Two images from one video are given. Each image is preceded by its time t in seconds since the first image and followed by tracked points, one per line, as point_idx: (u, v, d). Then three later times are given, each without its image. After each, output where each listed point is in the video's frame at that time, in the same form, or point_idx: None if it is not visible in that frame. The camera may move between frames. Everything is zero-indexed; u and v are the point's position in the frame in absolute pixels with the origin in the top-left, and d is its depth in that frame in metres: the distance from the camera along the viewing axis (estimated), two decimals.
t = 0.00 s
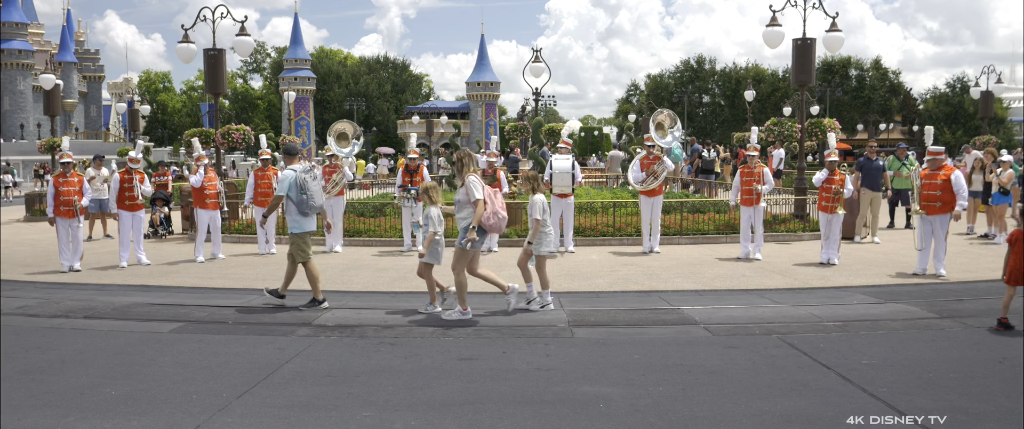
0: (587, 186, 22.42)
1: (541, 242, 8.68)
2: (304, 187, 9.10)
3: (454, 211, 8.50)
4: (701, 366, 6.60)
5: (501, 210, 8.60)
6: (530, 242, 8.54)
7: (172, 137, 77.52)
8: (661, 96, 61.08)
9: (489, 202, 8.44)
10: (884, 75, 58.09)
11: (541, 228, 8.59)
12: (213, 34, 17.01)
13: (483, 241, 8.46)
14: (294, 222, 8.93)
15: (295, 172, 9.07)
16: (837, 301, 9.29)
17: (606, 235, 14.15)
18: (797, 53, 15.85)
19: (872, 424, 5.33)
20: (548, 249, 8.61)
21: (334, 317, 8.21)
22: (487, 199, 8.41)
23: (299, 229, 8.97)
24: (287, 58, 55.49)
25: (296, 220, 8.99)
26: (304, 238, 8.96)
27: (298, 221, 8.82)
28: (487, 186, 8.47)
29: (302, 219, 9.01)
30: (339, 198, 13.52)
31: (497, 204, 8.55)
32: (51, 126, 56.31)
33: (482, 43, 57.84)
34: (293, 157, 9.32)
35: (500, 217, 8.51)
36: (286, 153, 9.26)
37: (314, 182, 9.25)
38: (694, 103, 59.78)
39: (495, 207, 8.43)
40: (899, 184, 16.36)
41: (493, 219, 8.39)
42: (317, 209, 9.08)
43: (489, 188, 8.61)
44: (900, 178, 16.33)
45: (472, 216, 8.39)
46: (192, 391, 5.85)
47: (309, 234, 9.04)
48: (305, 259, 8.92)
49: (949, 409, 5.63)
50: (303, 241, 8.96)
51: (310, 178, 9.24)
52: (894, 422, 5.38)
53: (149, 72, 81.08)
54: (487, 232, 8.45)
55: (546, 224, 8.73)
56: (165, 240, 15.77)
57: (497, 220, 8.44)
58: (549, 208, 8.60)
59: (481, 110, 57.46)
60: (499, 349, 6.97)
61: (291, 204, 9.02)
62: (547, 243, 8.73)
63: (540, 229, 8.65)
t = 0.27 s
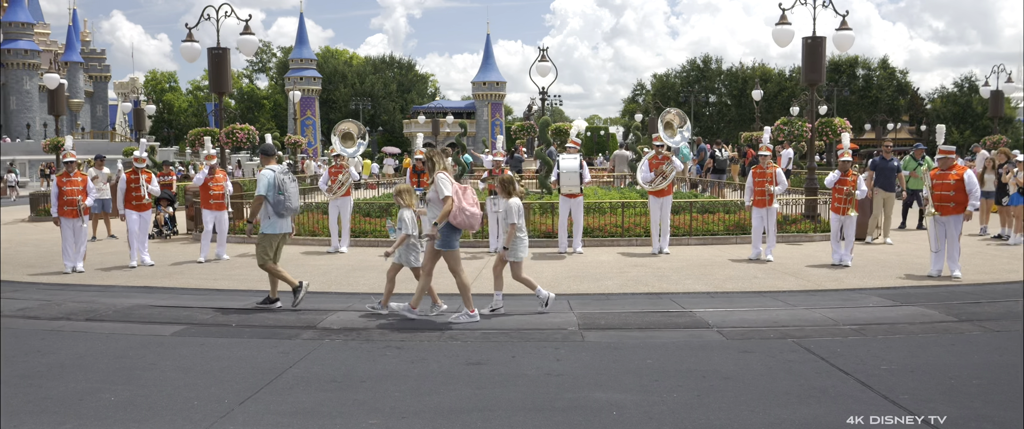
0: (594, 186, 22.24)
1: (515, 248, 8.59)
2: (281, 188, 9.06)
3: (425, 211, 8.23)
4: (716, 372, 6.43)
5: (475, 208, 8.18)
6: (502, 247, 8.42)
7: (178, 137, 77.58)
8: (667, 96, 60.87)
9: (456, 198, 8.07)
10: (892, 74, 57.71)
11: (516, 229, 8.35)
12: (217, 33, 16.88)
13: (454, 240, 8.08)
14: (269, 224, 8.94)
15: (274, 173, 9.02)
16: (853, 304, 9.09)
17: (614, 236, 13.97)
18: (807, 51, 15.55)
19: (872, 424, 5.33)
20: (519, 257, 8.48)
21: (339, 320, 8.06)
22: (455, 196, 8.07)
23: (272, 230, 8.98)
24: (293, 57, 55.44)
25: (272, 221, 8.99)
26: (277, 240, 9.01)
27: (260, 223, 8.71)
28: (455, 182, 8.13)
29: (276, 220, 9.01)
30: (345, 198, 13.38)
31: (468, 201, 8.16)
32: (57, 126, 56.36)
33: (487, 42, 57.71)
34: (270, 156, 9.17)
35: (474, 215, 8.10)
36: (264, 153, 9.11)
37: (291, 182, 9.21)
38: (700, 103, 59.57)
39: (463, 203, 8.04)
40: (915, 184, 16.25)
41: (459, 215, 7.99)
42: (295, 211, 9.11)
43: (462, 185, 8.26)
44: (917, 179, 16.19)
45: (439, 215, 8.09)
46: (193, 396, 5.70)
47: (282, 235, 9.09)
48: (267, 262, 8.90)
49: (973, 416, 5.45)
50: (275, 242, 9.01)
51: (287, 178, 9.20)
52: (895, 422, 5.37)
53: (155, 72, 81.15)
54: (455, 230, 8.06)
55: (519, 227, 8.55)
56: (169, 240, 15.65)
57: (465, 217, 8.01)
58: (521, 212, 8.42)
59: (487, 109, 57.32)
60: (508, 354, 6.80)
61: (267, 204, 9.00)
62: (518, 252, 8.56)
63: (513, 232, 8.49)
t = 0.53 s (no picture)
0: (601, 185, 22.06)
1: (498, 243, 8.35)
2: (262, 187, 9.05)
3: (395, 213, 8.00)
4: (733, 377, 6.26)
5: (444, 213, 8.01)
6: (486, 245, 8.18)
7: (184, 137, 77.61)
8: (673, 95, 60.67)
9: (427, 203, 7.88)
10: (899, 73, 57.35)
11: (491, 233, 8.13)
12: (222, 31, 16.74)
13: (421, 244, 7.92)
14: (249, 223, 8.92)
15: (253, 173, 9.03)
16: (869, 307, 8.91)
17: (623, 236, 13.79)
18: (817, 50, 15.19)
19: (873, 426, 5.28)
20: (501, 253, 8.25)
21: (346, 323, 7.91)
22: (426, 201, 7.88)
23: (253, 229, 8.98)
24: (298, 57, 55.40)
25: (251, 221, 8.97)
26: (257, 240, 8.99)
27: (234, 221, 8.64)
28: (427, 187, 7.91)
29: (257, 220, 9.02)
30: (350, 198, 13.24)
31: (439, 206, 7.97)
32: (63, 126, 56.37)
33: (493, 42, 57.58)
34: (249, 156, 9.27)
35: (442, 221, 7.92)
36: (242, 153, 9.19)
37: (271, 181, 9.20)
38: (706, 102, 59.35)
39: (434, 209, 7.85)
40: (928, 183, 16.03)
41: (429, 221, 7.79)
42: (274, 210, 9.06)
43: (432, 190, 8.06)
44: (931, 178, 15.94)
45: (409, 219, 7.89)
46: (196, 401, 5.56)
47: (263, 234, 9.07)
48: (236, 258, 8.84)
49: (999, 423, 5.28)
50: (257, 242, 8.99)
51: (268, 178, 9.19)
52: (895, 422, 5.33)
53: (161, 72, 81.20)
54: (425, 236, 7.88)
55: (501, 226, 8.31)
56: (174, 240, 15.51)
57: (435, 223, 7.83)
58: (502, 212, 8.15)
59: (492, 109, 57.17)
60: (518, 357, 6.65)
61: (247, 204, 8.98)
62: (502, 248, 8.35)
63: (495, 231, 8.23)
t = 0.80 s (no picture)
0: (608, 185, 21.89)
1: (475, 246, 7.98)
2: (232, 189, 8.84)
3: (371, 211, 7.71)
4: (751, 379, 6.10)
5: (422, 210, 7.70)
6: (464, 248, 7.85)
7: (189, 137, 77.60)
8: (679, 95, 60.47)
9: (404, 198, 7.59)
10: (906, 73, 57.05)
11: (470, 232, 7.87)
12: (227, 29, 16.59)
13: (398, 241, 7.59)
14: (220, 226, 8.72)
15: (223, 174, 8.79)
16: (886, 308, 8.74)
17: (632, 236, 13.64)
18: (828, 48, 15.03)
19: (872, 425, 5.22)
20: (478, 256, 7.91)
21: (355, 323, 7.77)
22: (402, 196, 7.58)
23: (223, 232, 8.78)
24: (303, 57, 55.35)
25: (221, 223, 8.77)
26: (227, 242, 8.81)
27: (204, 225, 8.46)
28: (403, 182, 7.65)
29: (227, 222, 8.81)
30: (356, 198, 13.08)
31: (417, 202, 7.67)
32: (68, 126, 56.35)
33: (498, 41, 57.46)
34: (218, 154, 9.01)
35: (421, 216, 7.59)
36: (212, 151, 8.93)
37: (241, 182, 8.99)
38: (713, 102, 59.15)
39: (411, 205, 7.56)
40: (942, 183, 15.86)
41: (405, 215, 7.49)
42: (245, 212, 8.89)
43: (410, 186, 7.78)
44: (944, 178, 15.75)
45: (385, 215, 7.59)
46: (203, 405, 5.43)
47: (232, 236, 8.88)
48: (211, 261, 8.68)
49: None
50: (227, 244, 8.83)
51: (238, 179, 8.97)
52: (895, 423, 5.27)
53: (166, 72, 81.21)
54: (403, 232, 7.56)
55: (481, 227, 8.01)
56: (179, 240, 15.39)
57: (413, 218, 7.53)
58: (482, 211, 7.90)
59: (498, 109, 57.03)
60: (531, 359, 6.50)
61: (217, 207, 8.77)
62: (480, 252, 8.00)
63: (473, 232, 7.93)
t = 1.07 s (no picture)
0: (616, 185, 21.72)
1: (454, 247, 7.89)
2: (206, 186, 8.77)
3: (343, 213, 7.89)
4: (772, 384, 5.95)
5: (393, 213, 7.87)
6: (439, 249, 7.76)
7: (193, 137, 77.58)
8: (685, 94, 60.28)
9: (375, 202, 7.74)
10: (914, 73, 56.69)
11: (447, 233, 7.74)
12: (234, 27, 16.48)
13: (370, 244, 7.70)
14: (196, 222, 8.56)
15: (197, 171, 8.72)
16: (904, 310, 8.58)
17: (642, 237, 13.48)
18: (840, 46, 14.87)
19: (874, 426, 5.17)
20: (458, 257, 7.80)
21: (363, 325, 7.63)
22: (373, 200, 7.75)
23: (200, 229, 8.60)
24: (308, 56, 55.25)
25: (198, 220, 8.61)
26: (205, 239, 8.62)
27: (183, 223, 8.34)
28: (375, 185, 7.82)
29: (203, 219, 8.65)
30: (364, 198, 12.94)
31: (388, 206, 7.85)
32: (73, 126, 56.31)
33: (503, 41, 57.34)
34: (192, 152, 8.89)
35: (389, 220, 7.76)
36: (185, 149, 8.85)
37: (216, 180, 8.92)
38: (718, 101, 58.98)
39: (381, 209, 7.72)
40: (958, 184, 15.66)
41: (375, 220, 7.65)
42: (221, 208, 8.78)
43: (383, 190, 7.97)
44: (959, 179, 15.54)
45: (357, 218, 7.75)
46: (211, 409, 5.30)
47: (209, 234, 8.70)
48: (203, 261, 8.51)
49: None
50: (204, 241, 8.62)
51: (213, 176, 8.91)
52: (895, 423, 5.24)
53: (170, 71, 81.20)
54: (373, 235, 7.71)
55: (461, 229, 7.92)
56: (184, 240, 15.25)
57: (383, 222, 7.69)
58: (459, 213, 7.75)
59: (503, 108, 56.86)
60: (546, 363, 6.36)
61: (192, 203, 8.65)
62: (460, 253, 7.88)
63: (451, 233, 7.83)
